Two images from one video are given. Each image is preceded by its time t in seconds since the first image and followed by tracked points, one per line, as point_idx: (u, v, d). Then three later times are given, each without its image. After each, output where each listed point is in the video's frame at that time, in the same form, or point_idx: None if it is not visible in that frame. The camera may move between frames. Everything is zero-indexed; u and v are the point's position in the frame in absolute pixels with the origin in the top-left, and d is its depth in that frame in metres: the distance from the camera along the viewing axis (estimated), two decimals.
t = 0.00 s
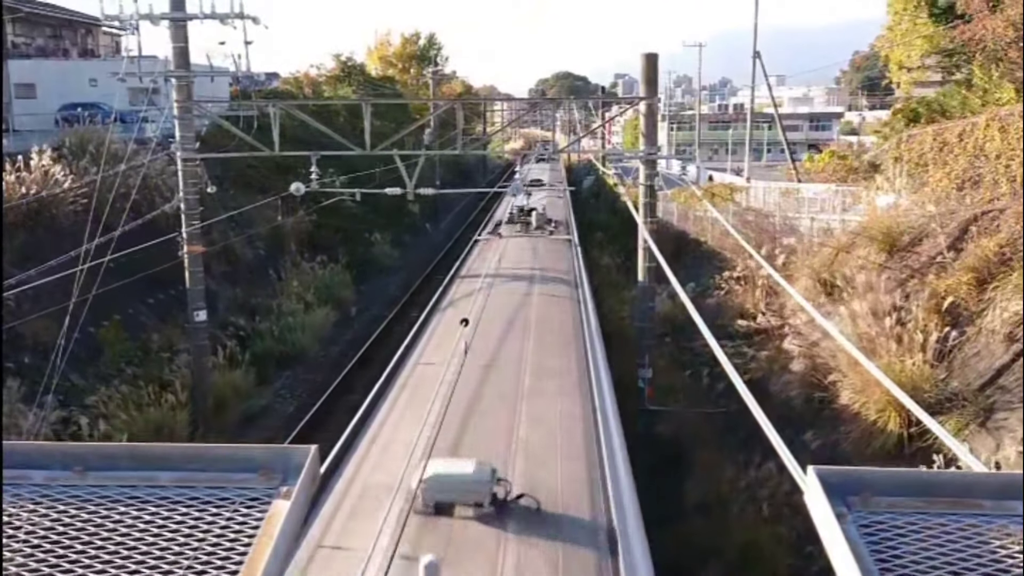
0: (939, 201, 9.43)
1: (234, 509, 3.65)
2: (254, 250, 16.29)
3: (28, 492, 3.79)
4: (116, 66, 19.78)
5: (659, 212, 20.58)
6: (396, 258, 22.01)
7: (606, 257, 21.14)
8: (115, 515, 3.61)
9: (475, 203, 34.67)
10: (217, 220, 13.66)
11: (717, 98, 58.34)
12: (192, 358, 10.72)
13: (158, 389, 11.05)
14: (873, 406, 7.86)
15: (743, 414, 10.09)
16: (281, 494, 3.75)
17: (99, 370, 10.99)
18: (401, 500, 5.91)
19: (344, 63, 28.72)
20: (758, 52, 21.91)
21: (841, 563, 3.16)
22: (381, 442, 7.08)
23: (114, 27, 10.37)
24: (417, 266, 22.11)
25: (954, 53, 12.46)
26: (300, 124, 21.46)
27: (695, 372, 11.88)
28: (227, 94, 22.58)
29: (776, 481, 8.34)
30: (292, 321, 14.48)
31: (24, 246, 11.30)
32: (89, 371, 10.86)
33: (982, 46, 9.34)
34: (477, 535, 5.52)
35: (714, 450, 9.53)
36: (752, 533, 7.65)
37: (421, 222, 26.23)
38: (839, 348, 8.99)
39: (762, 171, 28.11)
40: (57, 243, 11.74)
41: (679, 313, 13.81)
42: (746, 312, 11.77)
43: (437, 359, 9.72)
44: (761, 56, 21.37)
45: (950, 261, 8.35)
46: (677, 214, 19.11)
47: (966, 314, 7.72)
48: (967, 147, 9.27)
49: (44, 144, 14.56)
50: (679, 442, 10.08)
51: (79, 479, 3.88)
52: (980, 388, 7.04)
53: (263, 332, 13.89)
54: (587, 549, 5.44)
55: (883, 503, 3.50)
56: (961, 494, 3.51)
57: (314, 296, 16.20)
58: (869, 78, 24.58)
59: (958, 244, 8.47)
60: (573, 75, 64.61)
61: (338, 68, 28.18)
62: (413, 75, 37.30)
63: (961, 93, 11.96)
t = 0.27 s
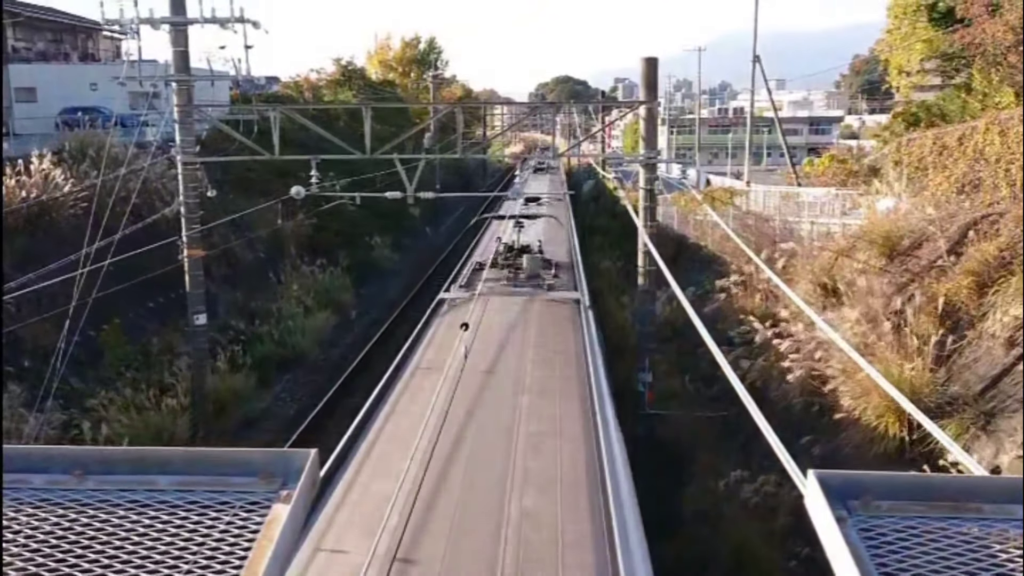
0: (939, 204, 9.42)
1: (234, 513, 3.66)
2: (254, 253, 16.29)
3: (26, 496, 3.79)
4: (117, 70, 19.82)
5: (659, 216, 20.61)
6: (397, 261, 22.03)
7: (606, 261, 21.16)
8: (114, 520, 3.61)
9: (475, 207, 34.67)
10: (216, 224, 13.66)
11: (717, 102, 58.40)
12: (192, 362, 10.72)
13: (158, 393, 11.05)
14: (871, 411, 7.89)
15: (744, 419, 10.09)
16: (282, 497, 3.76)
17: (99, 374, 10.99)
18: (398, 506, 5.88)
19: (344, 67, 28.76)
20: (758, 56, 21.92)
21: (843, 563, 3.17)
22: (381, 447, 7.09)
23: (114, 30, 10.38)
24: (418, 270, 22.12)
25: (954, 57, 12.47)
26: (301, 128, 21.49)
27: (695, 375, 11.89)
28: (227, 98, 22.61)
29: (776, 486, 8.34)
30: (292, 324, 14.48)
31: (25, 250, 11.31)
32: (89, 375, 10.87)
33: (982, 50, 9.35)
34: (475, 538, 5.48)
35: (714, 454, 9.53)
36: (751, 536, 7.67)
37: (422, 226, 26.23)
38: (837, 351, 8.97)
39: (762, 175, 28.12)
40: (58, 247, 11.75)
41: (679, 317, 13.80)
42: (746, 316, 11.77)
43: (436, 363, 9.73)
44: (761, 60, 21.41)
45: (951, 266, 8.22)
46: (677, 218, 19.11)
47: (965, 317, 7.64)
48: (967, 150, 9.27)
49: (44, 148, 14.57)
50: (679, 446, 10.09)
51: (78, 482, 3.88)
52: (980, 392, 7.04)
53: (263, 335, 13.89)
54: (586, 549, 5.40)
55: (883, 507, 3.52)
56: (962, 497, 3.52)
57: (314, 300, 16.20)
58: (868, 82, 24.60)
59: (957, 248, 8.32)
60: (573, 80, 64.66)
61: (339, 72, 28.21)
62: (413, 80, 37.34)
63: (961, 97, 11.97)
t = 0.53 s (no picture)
0: (939, 207, 9.44)
1: (234, 517, 3.65)
2: (254, 256, 16.29)
3: (26, 499, 3.80)
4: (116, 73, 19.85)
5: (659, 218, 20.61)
6: (397, 264, 22.05)
7: (606, 264, 21.17)
8: (113, 525, 3.61)
9: (476, 209, 34.69)
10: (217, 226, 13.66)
11: (717, 105, 58.48)
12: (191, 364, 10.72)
13: (157, 396, 11.06)
14: (871, 415, 7.90)
15: (744, 422, 10.11)
16: (281, 500, 3.75)
17: (99, 376, 10.99)
18: (398, 505, 5.81)
19: (344, 70, 28.78)
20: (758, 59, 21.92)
21: (842, 565, 3.17)
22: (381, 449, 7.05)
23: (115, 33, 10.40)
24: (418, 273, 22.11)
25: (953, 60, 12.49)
26: (301, 131, 21.50)
27: (694, 378, 11.89)
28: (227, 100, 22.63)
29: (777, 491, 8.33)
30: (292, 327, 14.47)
31: (25, 252, 11.33)
32: (89, 377, 10.87)
33: (981, 52, 9.36)
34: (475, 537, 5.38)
35: (713, 459, 9.53)
36: (748, 541, 7.68)
37: (422, 229, 26.24)
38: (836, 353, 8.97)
39: (762, 178, 28.12)
40: (58, 249, 11.75)
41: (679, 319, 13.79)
42: (746, 319, 11.77)
43: (437, 367, 9.70)
44: (761, 63, 21.42)
45: (950, 268, 8.35)
46: (678, 221, 19.12)
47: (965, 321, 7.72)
48: (967, 153, 9.29)
49: (44, 150, 14.59)
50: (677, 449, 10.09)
51: (79, 485, 3.89)
52: (981, 395, 7.12)
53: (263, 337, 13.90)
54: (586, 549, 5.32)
55: (882, 510, 3.52)
56: (960, 501, 3.52)
57: (315, 302, 16.21)
58: (868, 86, 24.61)
59: (958, 250, 8.48)
60: (573, 83, 64.68)
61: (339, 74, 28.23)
62: (413, 82, 37.37)
63: (961, 100, 11.97)
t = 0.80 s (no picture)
0: (939, 208, 9.44)
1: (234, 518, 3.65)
2: (255, 257, 16.28)
3: (26, 500, 3.80)
4: (116, 74, 19.84)
5: (660, 220, 20.62)
6: (397, 265, 22.05)
7: (606, 265, 21.18)
8: (113, 526, 3.61)
9: (476, 210, 34.68)
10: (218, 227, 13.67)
11: (716, 106, 58.48)
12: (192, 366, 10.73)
13: (158, 397, 11.05)
14: (872, 416, 7.89)
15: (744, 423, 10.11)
16: (282, 501, 3.75)
17: (99, 377, 10.98)
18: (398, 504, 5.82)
19: (345, 71, 28.80)
20: (758, 60, 21.92)
21: (843, 566, 3.17)
22: (381, 448, 7.06)
23: (116, 34, 10.39)
24: (418, 274, 22.10)
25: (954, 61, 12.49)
26: (301, 132, 21.50)
27: (695, 379, 11.89)
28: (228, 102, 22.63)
29: (777, 493, 8.33)
30: (293, 328, 14.45)
31: (26, 254, 11.33)
32: (89, 379, 10.87)
33: (981, 54, 9.36)
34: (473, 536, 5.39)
35: (714, 460, 9.53)
36: (748, 543, 7.68)
37: (422, 230, 26.24)
38: (836, 354, 8.96)
39: (762, 179, 28.13)
40: (58, 250, 11.75)
41: (679, 320, 13.79)
42: (747, 320, 11.77)
43: (437, 367, 9.72)
44: (761, 64, 21.43)
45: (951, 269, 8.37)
46: (678, 222, 19.13)
47: (967, 322, 7.75)
48: (967, 155, 9.29)
49: (45, 151, 14.58)
50: (678, 450, 10.08)
51: (79, 486, 3.89)
52: (981, 396, 7.12)
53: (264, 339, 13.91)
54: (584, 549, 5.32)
55: (883, 510, 3.52)
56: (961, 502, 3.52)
57: (315, 303, 16.21)
58: (868, 87, 24.60)
59: (959, 252, 8.51)
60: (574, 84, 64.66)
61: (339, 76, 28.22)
62: (413, 83, 37.37)
63: (961, 101, 11.98)
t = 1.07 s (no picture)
0: (940, 206, 9.43)
1: (234, 516, 3.65)
2: (255, 255, 16.27)
3: (27, 498, 3.81)
4: (116, 71, 19.82)
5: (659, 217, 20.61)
6: (397, 262, 22.04)
7: (606, 263, 21.17)
8: (113, 524, 3.61)
9: (476, 207, 34.65)
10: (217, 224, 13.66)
11: (717, 102, 58.41)
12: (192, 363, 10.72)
13: (158, 395, 11.04)
14: (872, 414, 7.88)
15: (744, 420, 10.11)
16: (282, 500, 3.75)
17: (99, 375, 10.98)
18: (398, 502, 5.80)
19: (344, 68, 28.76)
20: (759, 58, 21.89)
21: (843, 563, 3.17)
22: (381, 447, 7.05)
23: (115, 32, 10.38)
24: (418, 272, 22.09)
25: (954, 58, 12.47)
26: (301, 129, 21.47)
27: (695, 376, 11.88)
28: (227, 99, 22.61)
29: (778, 490, 8.33)
30: (293, 326, 14.44)
31: (26, 252, 11.32)
32: (89, 376, 10.86)
33: (981, 51, 9.35)
34: (472, 535, 5.36)
35: (714, 457, 9.53)
36: (749, 540, 7.68)
37: (422, 227, 26.23)
38: (836, 351, 8.95)
39: (762, 176, 28.10)
40: (58, 248, 11.74)
41: (680, 318, 13.79)
42: (747, 318, 11.76)
43: (438, 365, 9.71)
44: (761, 62, 21.42)
45: (951, 267, 8.37)
46: (678, 220, 19.11)
47: (967, 320, 7.74)
48: (968, 152, 9.29)
49: (44, 149, 14.57)
50: (678, 448, 10.08)
51: (79, 484, 3.90)
52: (981, 394, 7.11)
53: (264, 336, 13.90)
54: (583, 547, 5.30)
55: (883, 508, 3.52)
56: (961, 500, 3.53)
57: (315, 301, 16.20)
58: (868, 84, 24.56)
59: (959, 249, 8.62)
60: (574, 81, 64.60)
61: (339, 73, 28.18)
62: (413, 80, 37.34)
63: (961, 98, 11.96)
